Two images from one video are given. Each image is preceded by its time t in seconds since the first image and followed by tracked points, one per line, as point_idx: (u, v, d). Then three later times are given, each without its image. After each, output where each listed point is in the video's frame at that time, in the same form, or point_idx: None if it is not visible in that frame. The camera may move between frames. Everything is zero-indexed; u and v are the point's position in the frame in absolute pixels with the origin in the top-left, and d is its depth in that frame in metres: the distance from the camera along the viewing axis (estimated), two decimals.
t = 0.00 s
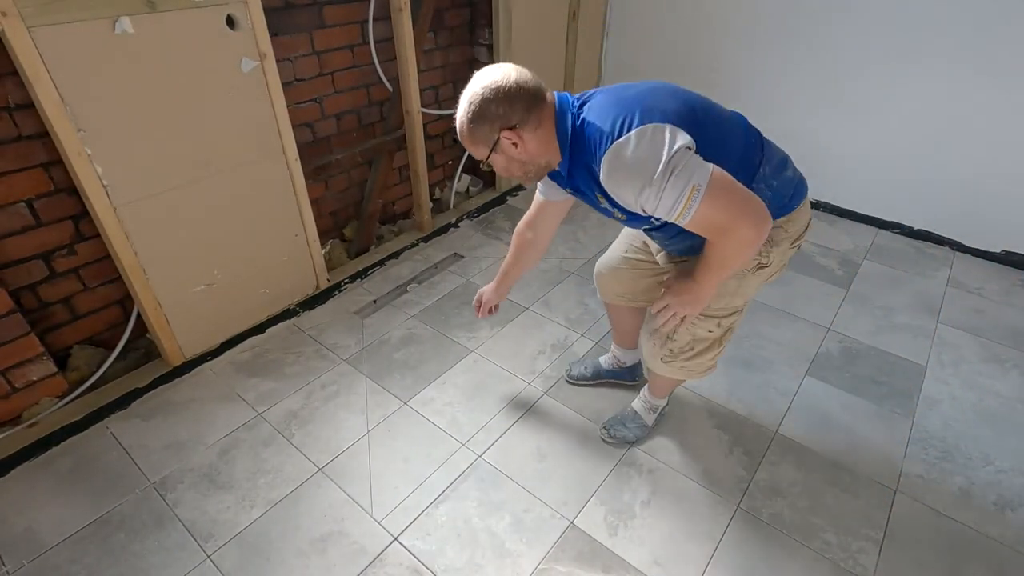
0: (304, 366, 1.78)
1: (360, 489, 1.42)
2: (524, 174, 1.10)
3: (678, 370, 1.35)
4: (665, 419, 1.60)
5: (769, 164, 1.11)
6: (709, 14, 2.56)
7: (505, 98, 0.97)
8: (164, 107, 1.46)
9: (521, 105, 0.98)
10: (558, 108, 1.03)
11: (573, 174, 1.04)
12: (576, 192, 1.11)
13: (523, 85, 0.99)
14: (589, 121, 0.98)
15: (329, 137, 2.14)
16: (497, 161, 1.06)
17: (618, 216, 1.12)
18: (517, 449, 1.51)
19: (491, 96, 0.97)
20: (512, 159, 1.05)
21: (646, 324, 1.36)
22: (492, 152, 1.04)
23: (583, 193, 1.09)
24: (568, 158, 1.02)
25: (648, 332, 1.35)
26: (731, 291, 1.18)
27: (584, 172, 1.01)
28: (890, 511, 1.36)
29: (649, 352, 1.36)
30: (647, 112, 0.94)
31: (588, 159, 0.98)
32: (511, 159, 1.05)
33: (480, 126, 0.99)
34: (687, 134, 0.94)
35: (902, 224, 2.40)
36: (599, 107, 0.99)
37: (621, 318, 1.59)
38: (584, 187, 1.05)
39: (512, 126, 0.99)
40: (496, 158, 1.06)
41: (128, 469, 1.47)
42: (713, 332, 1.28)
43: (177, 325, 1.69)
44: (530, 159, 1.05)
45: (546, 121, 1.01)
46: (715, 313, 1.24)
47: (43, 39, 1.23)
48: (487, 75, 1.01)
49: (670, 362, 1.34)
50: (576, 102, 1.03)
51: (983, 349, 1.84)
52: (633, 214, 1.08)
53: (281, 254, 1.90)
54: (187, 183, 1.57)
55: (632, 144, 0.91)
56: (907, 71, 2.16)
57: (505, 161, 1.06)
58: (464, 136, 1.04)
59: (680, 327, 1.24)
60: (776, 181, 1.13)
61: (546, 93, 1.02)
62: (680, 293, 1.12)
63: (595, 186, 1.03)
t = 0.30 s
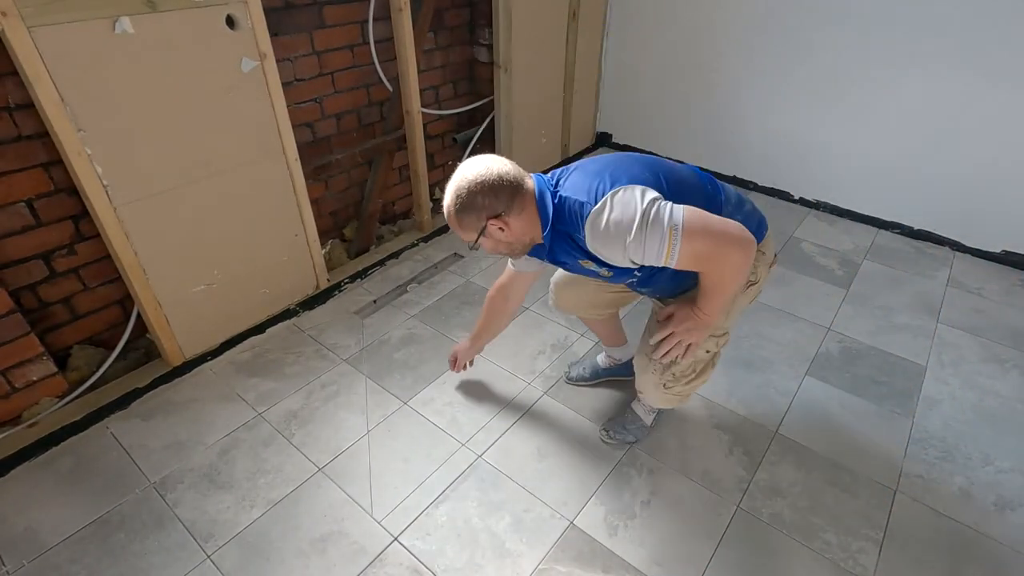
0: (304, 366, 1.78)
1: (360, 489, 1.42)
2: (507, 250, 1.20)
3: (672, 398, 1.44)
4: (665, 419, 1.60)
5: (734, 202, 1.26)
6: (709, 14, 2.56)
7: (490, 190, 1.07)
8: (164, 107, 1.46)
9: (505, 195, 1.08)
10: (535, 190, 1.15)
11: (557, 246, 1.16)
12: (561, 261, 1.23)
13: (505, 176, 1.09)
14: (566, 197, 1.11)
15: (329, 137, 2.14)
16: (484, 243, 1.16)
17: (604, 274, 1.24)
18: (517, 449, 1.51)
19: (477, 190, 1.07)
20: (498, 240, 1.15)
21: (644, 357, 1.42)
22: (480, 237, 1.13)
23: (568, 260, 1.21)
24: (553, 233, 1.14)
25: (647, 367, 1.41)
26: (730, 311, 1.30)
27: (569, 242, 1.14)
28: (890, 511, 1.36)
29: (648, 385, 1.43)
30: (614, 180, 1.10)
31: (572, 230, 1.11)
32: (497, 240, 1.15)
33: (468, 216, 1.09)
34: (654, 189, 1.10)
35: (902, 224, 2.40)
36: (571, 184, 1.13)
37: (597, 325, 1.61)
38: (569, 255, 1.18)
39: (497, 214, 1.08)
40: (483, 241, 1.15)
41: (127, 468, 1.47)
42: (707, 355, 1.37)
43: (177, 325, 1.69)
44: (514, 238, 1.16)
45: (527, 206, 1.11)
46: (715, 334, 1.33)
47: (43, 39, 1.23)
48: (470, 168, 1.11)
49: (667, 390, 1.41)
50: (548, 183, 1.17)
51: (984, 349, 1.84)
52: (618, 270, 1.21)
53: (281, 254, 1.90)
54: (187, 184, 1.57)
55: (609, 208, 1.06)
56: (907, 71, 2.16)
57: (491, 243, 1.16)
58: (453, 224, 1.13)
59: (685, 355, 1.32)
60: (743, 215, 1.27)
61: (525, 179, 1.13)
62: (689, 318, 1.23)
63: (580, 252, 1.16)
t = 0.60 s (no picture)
0: (304, 366, 1.78)
1: (360, 489, 1.42)
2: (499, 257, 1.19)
3: (664, 412, 1.42)
4: (664, 420, 1.60)
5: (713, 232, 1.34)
6: (709, 14, 2.56)
7: (487, 197, 1.07)
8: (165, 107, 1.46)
9: (502, 202, 1.08)
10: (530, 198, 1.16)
11: (551, 251, 1.16)
12: (553, 270, 1.21)
13: (503, 183, 1.10)
14: (561, 203, 1.13)
15: (329, 137, 2.14)
16: (478, 249, 1.15)
17: (595, 285, 1.24)
18: (517, 449, 1.51)
19: (475, 196, 1.07)
20: (492, 247, 1.14)
21: (639, 377, 1.38)
22: (474, 242, 1.12)
23: (560, 269, 1.20)
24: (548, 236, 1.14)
25: (644, 386, 1.37)
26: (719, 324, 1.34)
27: (564, 246, 1.14)
28: (890, 511, 1.36)
29: (644, 402, 1.40)
30: (607, 188, 1.14)
31: (567, 232, 1.12)
32: (491, 247, 1.14)
33: (465, 221, 1.08)
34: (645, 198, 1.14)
35: (902, 224, 2.40)
36: (565, 193, 1.16)
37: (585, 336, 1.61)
38: (562, 262, 1.17)
39: (494, 221, 1.08)
40: (477, 247, 1.14)
41: (127, 468, 1.47)
42: (700, 370, 1.37)
43: (177, 325, 1.69)
44: (508, 246, 1.15)
45: (523, 213, 1.12)
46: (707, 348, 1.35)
47: (43, 38, 1.23)
48: (468, 174, 1.11)
49: (662, 404, 1.39)
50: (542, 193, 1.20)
51: (984, 349, 1.84)
52: (610, 280, 1.20)
53: (282, 253, 1.90)
54: (187, 184, 1.57)
55: (603, 210, 1.08)
56: (907, 71, 2.16)
57: (485, 249, 1.15)
58: (448, 228, 1.12)
59: (684, 368, 1.31)
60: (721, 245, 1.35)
61: (522, 187, 1.14)
62: (687, 327, 1.24)
63: (573, 257, 1.15)
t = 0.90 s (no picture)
0: (304, 366, 1.78)
1: (360, 489, 1.42)
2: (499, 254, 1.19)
3: (654, 414, 1.41)
4: (664, 419, 1.60)
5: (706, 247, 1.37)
6: (709, 14, 2.56)
7: (491, 194, 1.07)
8: (165, 108, 1.46)
9: (506, 200, 1.08)
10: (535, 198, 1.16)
11: (554, 248, 1.15)
12: (553, 269, 1.20)
13: (507, 181, 1.09)
14: (566, 202, 1.14)
15: (329, 137, 2.14)
16: (479, 245, 1.14)
17: (594, 286, 1.23)
18: (517, 449, 1.51)
19: (479, 192, 1.06)
20: (493, 244, 1.14)
21: (631, 378, 1.37)
22: (474, 238, 1.12)
23: (560, 268, 1.19)
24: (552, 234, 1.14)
25: (635, 388, 1.36)
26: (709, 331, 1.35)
27: (567, 244, 1.13)
28: (890, 511, 1.36)
29: (635, 404, 1.39)
30: (614, 189, 1.14)
31: (572, 229, 1.11)
32: (492, 243, 1.14)
33: (467, 216, 1.08)
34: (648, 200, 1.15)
35: (902, 224, 2.40)
36: (570, 194, 1.17)
37: (577, 340, 1.62)
38: (563, 260, 1.16)
39: (496, 217, 1.08)
40: (478, 243, 1.13)
41: (127, 468, 1.47)
42: (691, 377, 1.38)
43: (177, 325, 1.69)
44: (509, 243, 1.15)
45: (526, 212, 1.12)
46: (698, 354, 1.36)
47: (43, 38, 1.23)
48: (472, 170, 1.11)
49: (653, 406, 1.38)
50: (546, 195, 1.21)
51: (984, 349, 1.84)
52: (610, 281, 1.20)
53: (282, 253, 1.90)
54: (187, 184, 1.57)
55: (610, 209, 1.09)
56: (907, 70, 2.16)
57: (486, 246, 1.14)
58: (450, 223, 1.11)
59: (675, 373, 1.30)
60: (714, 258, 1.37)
61: (526, 186, 1.13)
62: (680, 332, 1.24)
63: (576, 256, 1.15)
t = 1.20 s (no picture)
0: (304, 366, 1.78)
1: (360, 489, 1.42)
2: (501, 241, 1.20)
3: (629, 411, 1.43)
4: (664, 419, 1.60)
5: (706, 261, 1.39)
6: (709, 13, 2.56)
7: (499, 185, 1.07)
8: (165, 108, 1.46)
9: (512, 193, 1.07)
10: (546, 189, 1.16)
11: (560, 244, 1.16)
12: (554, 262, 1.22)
13: (516, 173, 1.09)
14: (579, 200, 1.14)
15: (329, 137, 2.14)
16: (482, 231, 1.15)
17: (592, 285, 1.25)
18: (517, 448, 1.52)
19: (486, 182, 1.06)
20: (495, 232, 1.15)
21: (608, 377, 1.38)
22: (478, 224, 1.13)
23: (562, 262, 1.20)
24: (560, 229, 1.14)
25: (611, 386, 1.39)
26: (690, 337, 1.39)
27: (573, 242, 1.14)
28: (890, 511, 1.36)
29: (611, 401, 1.42)
30: (627, 193, 1.14)
31: (580, 228, 1.12)
32: (494, 231, 1.15)
33: (472, 204, 1.08)
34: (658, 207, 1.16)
35: (902, 224, 2.40)
36: (582, 192, 1.17)
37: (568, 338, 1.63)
38: (567, 257, 1.18)
39: (501, 209, 1.08)
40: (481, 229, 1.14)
41: (127, 468, 1.47)
42: (672, 380, 1.42)
43: (177, 325, 1.69)
44: (511, 233, 1.16)
45: (532, 206, 1.12)
46: (677, 359, 1.39)
47: (43, 38, 1.23)
48: (482, 157, 1.10)
49: (628, 403, 1.41)
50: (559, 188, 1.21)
51: (983, 349, 1.84)
52: (608, 283, 1.22)
53: (282, 254, 1.91)
54: (187, 184, 1.57)
55: (621, 211, 1.08)
56: (907, 70, 2.16)
57: (488, 233, 1.15)
58: (456, 206, 1.12)
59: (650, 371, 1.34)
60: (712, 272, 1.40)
61: (536, 177, 1.13)
62: (638, 333, 1.21)
63: (579, 255, 1.15)
